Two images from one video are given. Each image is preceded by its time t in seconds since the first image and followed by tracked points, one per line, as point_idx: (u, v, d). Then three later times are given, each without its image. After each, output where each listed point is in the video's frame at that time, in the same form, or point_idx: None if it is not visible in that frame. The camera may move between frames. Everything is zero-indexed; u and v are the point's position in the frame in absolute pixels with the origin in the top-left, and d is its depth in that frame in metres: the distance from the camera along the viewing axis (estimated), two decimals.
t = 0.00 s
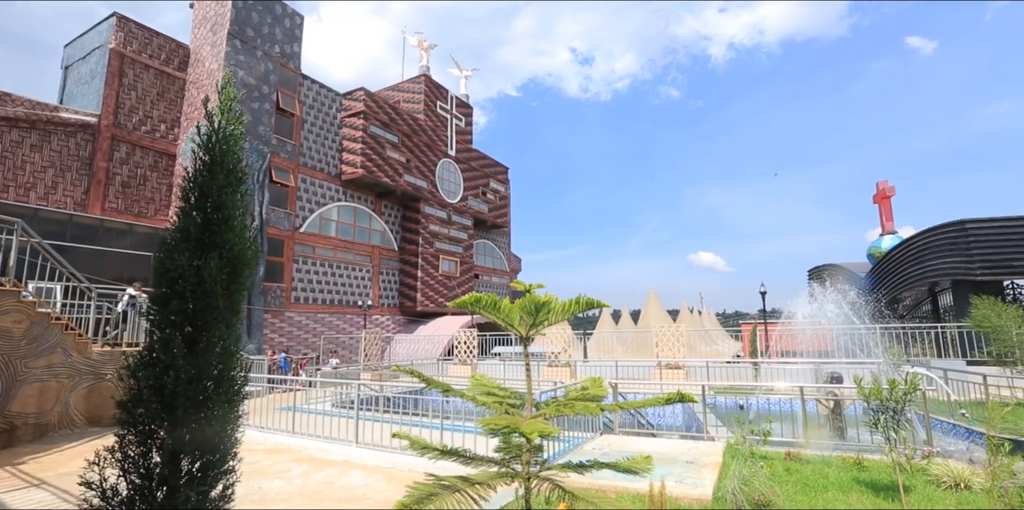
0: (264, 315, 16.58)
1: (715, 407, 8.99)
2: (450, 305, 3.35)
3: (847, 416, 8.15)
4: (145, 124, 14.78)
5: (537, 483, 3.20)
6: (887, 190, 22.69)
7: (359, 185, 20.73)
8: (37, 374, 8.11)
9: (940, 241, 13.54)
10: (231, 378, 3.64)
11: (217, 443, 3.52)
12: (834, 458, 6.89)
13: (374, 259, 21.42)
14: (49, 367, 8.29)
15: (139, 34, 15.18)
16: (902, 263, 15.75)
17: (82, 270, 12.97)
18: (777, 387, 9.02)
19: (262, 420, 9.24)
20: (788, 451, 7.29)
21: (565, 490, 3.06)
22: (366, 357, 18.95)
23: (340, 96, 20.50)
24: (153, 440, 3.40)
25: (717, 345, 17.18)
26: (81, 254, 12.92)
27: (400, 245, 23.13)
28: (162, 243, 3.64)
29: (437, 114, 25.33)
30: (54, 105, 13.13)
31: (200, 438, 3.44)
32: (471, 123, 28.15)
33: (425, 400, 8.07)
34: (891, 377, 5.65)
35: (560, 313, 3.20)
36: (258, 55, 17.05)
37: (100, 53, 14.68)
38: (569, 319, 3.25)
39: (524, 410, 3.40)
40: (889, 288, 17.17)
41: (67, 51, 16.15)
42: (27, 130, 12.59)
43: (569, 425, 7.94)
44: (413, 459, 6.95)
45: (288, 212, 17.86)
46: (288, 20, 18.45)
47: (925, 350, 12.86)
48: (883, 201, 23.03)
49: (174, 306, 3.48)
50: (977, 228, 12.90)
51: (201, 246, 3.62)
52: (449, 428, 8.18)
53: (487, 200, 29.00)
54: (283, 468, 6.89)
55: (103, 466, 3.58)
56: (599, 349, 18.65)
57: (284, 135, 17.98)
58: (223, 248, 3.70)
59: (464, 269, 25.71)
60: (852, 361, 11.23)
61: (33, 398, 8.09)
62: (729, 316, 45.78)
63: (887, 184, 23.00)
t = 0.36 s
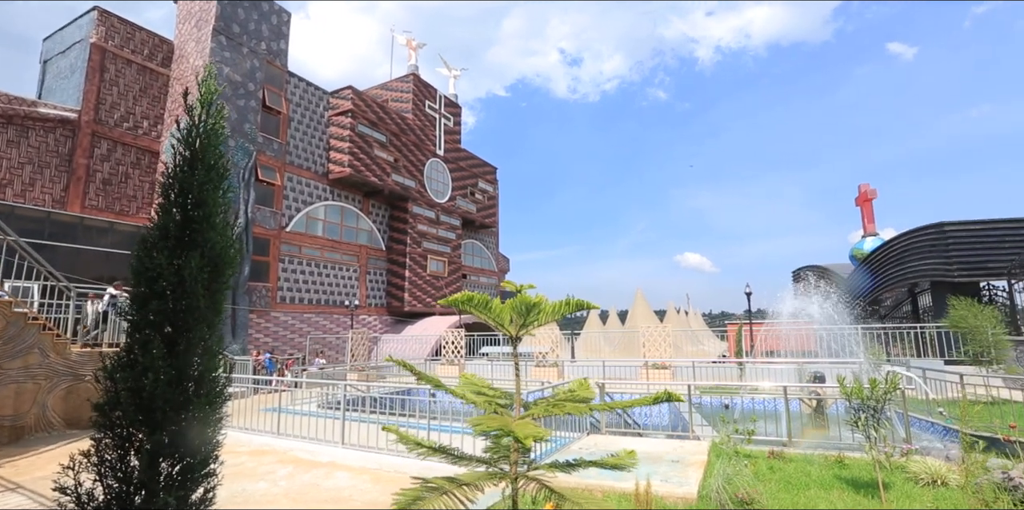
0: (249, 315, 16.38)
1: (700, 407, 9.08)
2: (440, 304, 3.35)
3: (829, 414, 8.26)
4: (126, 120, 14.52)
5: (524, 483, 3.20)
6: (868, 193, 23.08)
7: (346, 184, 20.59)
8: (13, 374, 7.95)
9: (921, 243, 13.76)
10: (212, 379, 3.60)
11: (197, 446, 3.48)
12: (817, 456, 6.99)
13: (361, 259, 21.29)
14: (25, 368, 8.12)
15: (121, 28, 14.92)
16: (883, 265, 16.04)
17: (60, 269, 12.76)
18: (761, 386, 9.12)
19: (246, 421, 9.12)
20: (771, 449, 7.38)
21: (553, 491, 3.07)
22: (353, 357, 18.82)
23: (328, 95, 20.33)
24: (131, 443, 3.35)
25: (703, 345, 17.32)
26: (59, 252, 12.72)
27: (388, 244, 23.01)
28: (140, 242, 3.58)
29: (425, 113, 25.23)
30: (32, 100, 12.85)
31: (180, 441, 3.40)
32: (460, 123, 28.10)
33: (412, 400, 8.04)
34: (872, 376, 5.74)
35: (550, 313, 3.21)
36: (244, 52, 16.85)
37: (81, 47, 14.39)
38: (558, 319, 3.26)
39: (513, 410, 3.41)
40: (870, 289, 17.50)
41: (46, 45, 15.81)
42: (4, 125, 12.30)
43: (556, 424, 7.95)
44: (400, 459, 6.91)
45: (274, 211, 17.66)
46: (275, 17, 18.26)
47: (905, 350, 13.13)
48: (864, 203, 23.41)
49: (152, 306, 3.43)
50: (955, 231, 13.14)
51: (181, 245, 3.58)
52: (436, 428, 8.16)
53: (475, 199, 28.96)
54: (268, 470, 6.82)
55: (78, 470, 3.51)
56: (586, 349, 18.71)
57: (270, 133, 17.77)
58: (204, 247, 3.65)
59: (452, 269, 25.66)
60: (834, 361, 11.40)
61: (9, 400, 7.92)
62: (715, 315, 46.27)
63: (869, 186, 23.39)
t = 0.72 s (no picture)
0: (234, 314, 16.16)
1: (686, 406, 9.16)
2: (427, 303, 3.33)
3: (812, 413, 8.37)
4: (108, 115, 14.25)
5: (512, 482, 3.20)
6: (851, 195, 23.46)
7: (333, 182, 20.42)
8: None
9: (900, 245, 14.06)
10: (190, 381, 3.54)
11: (174, 450, 3.43)
12: (800, 454, 7.08)
13: (348, 258, 21.13)
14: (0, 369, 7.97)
15: (102, 22, 14.64)
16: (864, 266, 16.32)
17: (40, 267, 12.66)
18: (747, 386, 9.21)
19: (230, 422, 9.00)
20: (756, 448, 7.46)
21: (540, 490, 3.08)
22: (340, 357, 18.67)
23: (315, 92, 20.15)
24: (105, 448, 3.29)
25: (689, 345, 17.46)
26: (39, 251, 12.57)
27: (376, 243, 22.86)
28: (114, 238, 3.51)
29: (414, 112, 25.13)
30: (9, 94, 12.56)
31: (156, 445, 3.34)
32: (448, 122, 28.03)
33: (399, 400, 7.99)
34: (853, 376, 5.84)
35: (537, 314, 3.21)
36: (229, 48, 16.64)
37: (60, 40, 14.10)
38: (546, 319, 3.26)
39: (499, 409, 3.40)
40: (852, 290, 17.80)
41: (24, 37, 15.46)
42: None
43: (543, 424, 7.96)
44: (386, 460, 6.86)
45: (260, 209, 17.46)
46: (261, 13, 18.06)
47: (886, 349, 13.36)
48: (847, 206, 23.79)
49: (126, 305, 3.36)
50: (934, 233, 13.42)
51: (157, 242, 3.52)
52: (423, 429, 8.12)
53: (464, 199, 28.91)
54: (252, 471, 6.74)
55: (48, 476, 3.43)
56: (574, 349, 18.76)
57: (256, 131, 17.56)
58: (181, 243, 3.59)
59: (440, 269, 25.59)
60: (817, 360, 11.56)
61: None
62: (701, 315, 46.70)
63: (852, 189, 23.77)
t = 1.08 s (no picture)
0: (218, 315, 15.93)
1: (673, 406, 9.23)
2: (406, 306, 3.32)
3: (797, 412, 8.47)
4: (88, 111, 13.98)
5: (495, 484, 3.19)
6: (835, 198, 23.82)
7: (321, 181, 20.25)
8: None
9: (882, 247, 14.31)
10: (163, 382, 3.50)
11: (147, 454, 3.38)
12: (784, 453, 7.17)
13: (335, 258, 20.96)
14: None
15: (82, 16, 14.36)
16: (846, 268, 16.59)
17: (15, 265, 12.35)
18: (732, 385, 9.30)
19: (213, 424, 8.87)
20: (741, 447, 7.53)
21: (523, 490, 3.07)
22: (326, 357, 18.49)
23: (302, 90, 19.96)
24: (74, 453, 3.22)
25: (676, 345, 17.59)
26: (16, 249, 12.30)
27: (363, 243, 22.70)
28: (82, 235, 3.43)
29: (402, 112, 25.01)
30: None
31: (128, 449, 3.29)
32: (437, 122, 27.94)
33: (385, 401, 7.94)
34: (836, 375, 5.93)
35: (518, 313, 3.20)
36: (214, 44, 16.40)
37: (39, 34, 13.79)
38: (527, 319, 3.24)
39: (481, 411, 3.39)
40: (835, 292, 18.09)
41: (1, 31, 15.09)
42: None
43: (530, 425, 7.95)
44: (373, 461, 6.80)
45: (245, 208, 17.24)
46: (248, 9, 17.84)
47: (869, 349, 13.57)
48: (831, 208, 24.14)
49: (95, 305, 3.29)
50: (915, 235, 13.68)
51: (129, 239, 3.45)
52: (410, 430, 8.07)
53: (452, 199, 28.83)
54: (236, 473, 6.64)
55: (12, 483, 3.35)
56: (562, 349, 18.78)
57: (241, 128, 17.34)
58: (153, 240, 3.54)
59: (427, 268, 25.50)
60: (801, 360, 11.72)
61: None
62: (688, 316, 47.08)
63: (836, 191, 24.14)
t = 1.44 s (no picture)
0: (201, 314, 15.69)
1: (659, 406, 9.28)
2: (386, 308, 3.30)
3: (781, 411, 8.57)
4: (67, 106, 13.70)
5: (479, 484, 3.18)
6: (819, 200, 24.16)
7: (307, 180, 20.07)
8: None
9: (865, 249, 14.51)
10: (132, 381, 3.47)
11: (115, 455, 3.35)
12: (768, 452, 7.24)
13: (322, 257, 20.78)
14: None
15: (62, 9, 14.06)
16: (829, 269, 16.80)
17: None
18: (718, 385, 9.38)
19: (195, 426, 8.72)
20: (726, 446, 7.59)
21: (507, 491, 3.07)
22: (312, 358, 18.32)
23: (289, 87, 19.76)
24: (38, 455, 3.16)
25: (662, 345, 17.70)
26: None
27: (350, 243, 22.54)
28: (44, 232, 3.35)
29: (390, 110, 24.87)
30: None
31: (95, 449, 3.26)
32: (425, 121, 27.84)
33: (371, 401, 7.88)
34: (818, 374, 6.00)
35: (499, 312, 3.20)
36: (199, 40, 16.16)
37: (16, 26, 13.47)
38: (509, 318, 3.24)
39: (464, 411, 3.38)
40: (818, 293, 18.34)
41: None
42: None
43: (516, 425, 7.93)
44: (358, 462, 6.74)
45: (230, 206, 17.01)
46: (233, 5, 17.61)
47: (851, 349, 13.76)
48: (815, 210, 24.50)
49: (59, 303, 3.22)
50: (897, 237, 13.90)
51: (94, 236, 3.40)
52: (396, 430, 8.02)
53: (440, 199, 28.75)
54: (219, 475, 6.55)
55: None
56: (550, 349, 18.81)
57: (226, 125, 17.11)
58: (120, 238, 3.50)
59: (415, 268, 25.39)
60: (785, 360, 11.86)
61: None
62: (674, 316, 47.48)
63: (819, 194, 24.49)
